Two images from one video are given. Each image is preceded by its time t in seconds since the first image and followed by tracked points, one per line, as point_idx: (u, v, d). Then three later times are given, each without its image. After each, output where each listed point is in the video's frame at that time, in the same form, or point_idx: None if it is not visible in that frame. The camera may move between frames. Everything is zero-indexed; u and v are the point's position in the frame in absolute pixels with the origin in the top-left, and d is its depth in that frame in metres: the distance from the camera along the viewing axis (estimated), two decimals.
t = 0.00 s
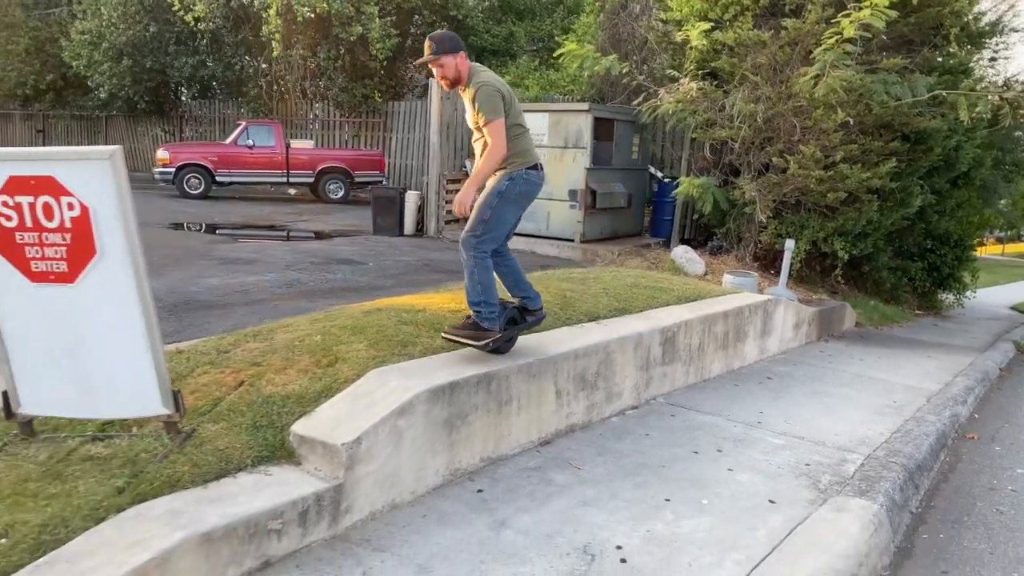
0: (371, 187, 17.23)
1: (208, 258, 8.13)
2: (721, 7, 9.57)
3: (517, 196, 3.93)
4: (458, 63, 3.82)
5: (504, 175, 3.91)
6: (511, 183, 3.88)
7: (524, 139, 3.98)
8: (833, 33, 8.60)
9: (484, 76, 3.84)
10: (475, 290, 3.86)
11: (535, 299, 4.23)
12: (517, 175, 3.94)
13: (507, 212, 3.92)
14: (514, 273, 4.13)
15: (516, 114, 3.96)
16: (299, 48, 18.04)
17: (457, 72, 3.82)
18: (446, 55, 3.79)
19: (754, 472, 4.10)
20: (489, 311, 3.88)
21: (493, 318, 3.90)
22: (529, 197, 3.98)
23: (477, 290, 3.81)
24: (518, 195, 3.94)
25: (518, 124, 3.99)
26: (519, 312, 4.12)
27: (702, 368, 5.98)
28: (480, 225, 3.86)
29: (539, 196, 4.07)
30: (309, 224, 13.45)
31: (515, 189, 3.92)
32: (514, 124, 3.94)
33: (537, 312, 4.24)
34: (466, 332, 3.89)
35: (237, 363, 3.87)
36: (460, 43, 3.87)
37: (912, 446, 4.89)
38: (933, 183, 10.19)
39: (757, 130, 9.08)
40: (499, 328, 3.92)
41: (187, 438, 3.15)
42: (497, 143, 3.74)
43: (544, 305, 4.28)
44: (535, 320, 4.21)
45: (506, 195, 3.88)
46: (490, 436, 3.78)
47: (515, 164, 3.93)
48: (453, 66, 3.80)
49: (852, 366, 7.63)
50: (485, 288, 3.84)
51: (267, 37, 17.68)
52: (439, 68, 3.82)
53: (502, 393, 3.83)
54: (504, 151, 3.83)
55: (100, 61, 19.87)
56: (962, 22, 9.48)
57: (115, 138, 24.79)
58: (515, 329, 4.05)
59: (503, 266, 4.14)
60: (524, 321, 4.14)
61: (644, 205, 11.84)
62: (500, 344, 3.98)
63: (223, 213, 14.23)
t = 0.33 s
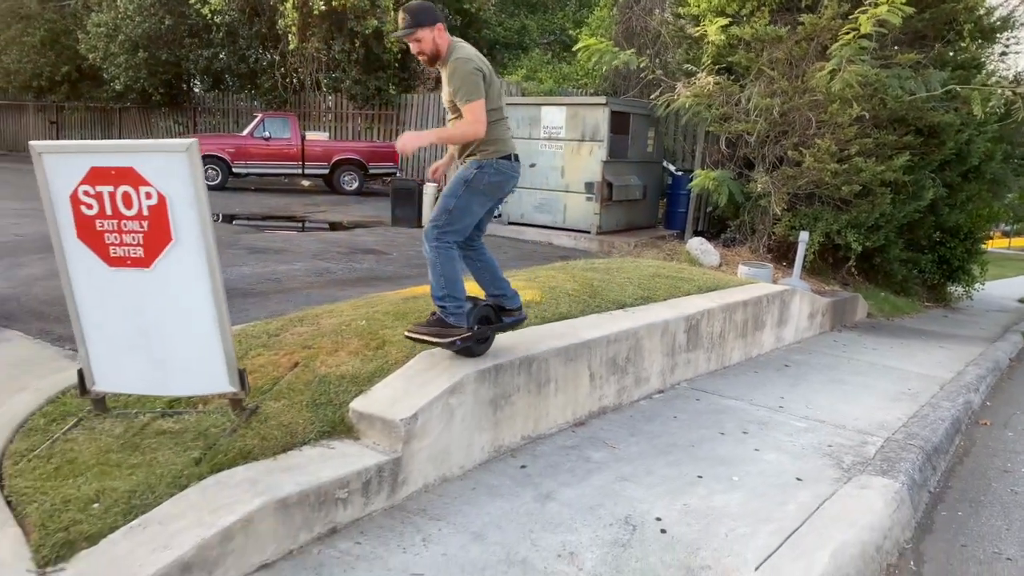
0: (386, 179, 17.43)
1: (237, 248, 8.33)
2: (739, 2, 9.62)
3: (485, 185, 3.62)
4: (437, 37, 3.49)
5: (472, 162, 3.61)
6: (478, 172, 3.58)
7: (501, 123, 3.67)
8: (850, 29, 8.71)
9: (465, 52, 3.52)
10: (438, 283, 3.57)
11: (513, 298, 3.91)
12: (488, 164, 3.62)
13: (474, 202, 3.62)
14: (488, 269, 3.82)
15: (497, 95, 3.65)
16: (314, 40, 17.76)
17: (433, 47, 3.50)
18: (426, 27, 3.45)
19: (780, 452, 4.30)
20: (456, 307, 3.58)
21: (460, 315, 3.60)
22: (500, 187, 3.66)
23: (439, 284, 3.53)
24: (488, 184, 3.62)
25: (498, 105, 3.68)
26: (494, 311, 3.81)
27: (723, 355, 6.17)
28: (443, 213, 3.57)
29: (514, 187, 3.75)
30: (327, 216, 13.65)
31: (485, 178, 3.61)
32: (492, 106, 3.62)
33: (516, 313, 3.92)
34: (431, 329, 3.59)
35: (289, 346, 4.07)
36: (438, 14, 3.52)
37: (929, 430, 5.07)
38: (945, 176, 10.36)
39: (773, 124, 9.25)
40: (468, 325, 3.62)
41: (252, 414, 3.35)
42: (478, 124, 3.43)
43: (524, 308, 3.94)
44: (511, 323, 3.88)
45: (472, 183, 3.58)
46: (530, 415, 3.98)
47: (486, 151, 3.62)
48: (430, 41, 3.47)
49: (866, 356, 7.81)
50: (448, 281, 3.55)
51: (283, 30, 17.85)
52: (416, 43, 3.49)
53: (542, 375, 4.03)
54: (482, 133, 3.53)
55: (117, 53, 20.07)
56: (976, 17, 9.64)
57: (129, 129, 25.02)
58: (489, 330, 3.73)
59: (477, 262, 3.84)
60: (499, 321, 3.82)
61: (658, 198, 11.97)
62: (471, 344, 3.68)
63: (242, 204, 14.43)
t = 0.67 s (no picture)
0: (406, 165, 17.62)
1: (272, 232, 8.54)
2: None
3: (462, 197, 3.31)
4: (417, 29, 3.23)
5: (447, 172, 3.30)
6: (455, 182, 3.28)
7: (479, 128, 3.35)
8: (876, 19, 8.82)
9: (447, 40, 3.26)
10: (410, 302, 3.31)
11: (497, 320, 3.61)
12: (465, 173, 3.30)
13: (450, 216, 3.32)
14: (470, 288, 3.53)
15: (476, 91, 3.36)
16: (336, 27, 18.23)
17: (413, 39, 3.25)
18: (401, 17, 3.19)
19: (815, 429, 4.49)
20: (429, 328, 3.33)
21: (434, 337, 3.34)
22: (478, 199, 3.34)
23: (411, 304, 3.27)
24: (466, 195, 3.32)
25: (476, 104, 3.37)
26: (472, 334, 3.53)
27: (752, 338, 6.35)
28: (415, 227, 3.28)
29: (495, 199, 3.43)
30: (351, 202, 13.85)
31: (462, 190, 3.30)
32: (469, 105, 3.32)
33: (498, 336, 3.62)
34: (404, 352, 3.34)
35: (348, 323, 4.28)
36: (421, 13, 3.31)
37: (956, 410, 5.25)
38: (966, 165, 10.45)
39: (797, 112, 9.38)
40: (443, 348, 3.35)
41: (324, 385, 3.57)
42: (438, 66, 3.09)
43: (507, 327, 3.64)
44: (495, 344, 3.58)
45: (447, 195, 3.28)
46: (577, 391, 4.18)
47: (462, 156, 3.29)
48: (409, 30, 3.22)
49: (889, 341, 7.97)
50: (420, 301, 3.30)
51: (304, 17, 18.00)
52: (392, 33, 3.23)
53: (588, 353, 4.22)
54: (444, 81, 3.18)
55: (138, 40, 20.27)
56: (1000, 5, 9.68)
57: (147, 115, 25.25)
58: (467, 353, 3.46)
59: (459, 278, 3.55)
60: (478, 345, 3.54)
61: (680, 184, 12.13)
62: (448, 370, 3.41)
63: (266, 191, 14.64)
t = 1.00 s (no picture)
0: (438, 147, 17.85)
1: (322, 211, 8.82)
2: None
3: (433, 205, 3.05)
4: (386, 30, 3.01)
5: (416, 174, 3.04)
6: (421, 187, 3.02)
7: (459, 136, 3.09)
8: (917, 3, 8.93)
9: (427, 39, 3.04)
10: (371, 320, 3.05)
11: (470, 347, 3.36)
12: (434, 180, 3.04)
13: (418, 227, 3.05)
14: (444, 309, 3.29)
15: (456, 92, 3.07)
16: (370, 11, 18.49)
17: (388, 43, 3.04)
18: (368, 20, 2.99)
19: (862, 398, 4.70)
20: (387, 349, 3.07)
21: (393, 357, 3.08)
22: (451, 209, 3.09)
23: (372, 319, 3.03)
24: (436, 205, 3.05)
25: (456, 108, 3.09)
26: (440, 359, 3.26)
27: (794, 315, 6.54)
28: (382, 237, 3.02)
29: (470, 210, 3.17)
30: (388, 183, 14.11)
31: (431, 198, 3.04)
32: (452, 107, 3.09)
33: (471, 364, 3.36)
34: (358, 372, 3.06)
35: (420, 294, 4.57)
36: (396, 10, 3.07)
37: (997, 383, 5.43)
38: (1002, 147, 10.49)
39: (835, 95, 9.54)
40: (403, 371, 3.08)
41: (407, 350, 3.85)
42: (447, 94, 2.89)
43: (480, 362, 3.38)
44: (464, 377, 3.31)
45: (416, 202, 3.02)
46: (637, 360, 4.43)
47: (428, 162, 3.03)
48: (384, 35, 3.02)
49: (926, 320, 8.12)
50: (381, 317, 3.04)
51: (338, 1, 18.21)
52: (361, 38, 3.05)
53: (647, 323, 4.45)
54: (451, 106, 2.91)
55: (175, 23, 20.58)
56: None
57: (181, 97, 25.62)
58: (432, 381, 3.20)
59: (431, 297, 3.30)
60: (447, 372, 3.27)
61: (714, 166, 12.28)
62: (409, 395, 3.13)
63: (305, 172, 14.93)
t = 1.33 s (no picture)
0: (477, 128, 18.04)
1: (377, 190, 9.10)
2: None
3: (413, 239, 2.87)
4: (375, 40, 2.85)
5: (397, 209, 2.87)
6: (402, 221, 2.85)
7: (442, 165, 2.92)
8: None
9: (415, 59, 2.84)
10: (354, 358, 2.91)
11: (465, 382, 3.15)
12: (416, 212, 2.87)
13: (396, 262, 2.87)
14: (433, 342, 3.11)
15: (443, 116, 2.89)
16: None
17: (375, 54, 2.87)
18: (356, 26, 2.83)
19: (916, 370, 4.91)
20: (376, 389, 2.93)
21: (382, 397, 2.94)
22: (431, 241, 2.91)
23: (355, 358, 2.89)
24: (415, 238, 2.88)
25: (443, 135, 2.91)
26: (433, 396, 3.08)
27: (844, 293, 6.72)
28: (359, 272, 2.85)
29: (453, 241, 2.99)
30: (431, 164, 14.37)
31: (409, 232, 2.86)
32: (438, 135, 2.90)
33: (467, 398, 3.15)
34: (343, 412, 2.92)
35: (495, 267, 4.83)
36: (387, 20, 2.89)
37: None
38: None
39: (881, 76, 9.61)
40: (394, 411, 2.95)
41: (490, 319, 4.12)
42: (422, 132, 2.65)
43: (476, 395, 3.18)
44: (457, 411, 3.12)
45: (395, 236, 2.84)
46: (702, 331, 4.67)
47: (413, 190, 2.87)
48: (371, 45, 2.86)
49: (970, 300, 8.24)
50: (364, 355, 2.89)
51: None
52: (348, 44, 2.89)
53: (712, 296, 4.69)
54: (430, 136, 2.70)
55: (217, 5, 20.87)
56: None
57: (220, 78, 25.94)
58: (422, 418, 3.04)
59: (413, 335, 3.10)
60: (438, 408, 3.09)
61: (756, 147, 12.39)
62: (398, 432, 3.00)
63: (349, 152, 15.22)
